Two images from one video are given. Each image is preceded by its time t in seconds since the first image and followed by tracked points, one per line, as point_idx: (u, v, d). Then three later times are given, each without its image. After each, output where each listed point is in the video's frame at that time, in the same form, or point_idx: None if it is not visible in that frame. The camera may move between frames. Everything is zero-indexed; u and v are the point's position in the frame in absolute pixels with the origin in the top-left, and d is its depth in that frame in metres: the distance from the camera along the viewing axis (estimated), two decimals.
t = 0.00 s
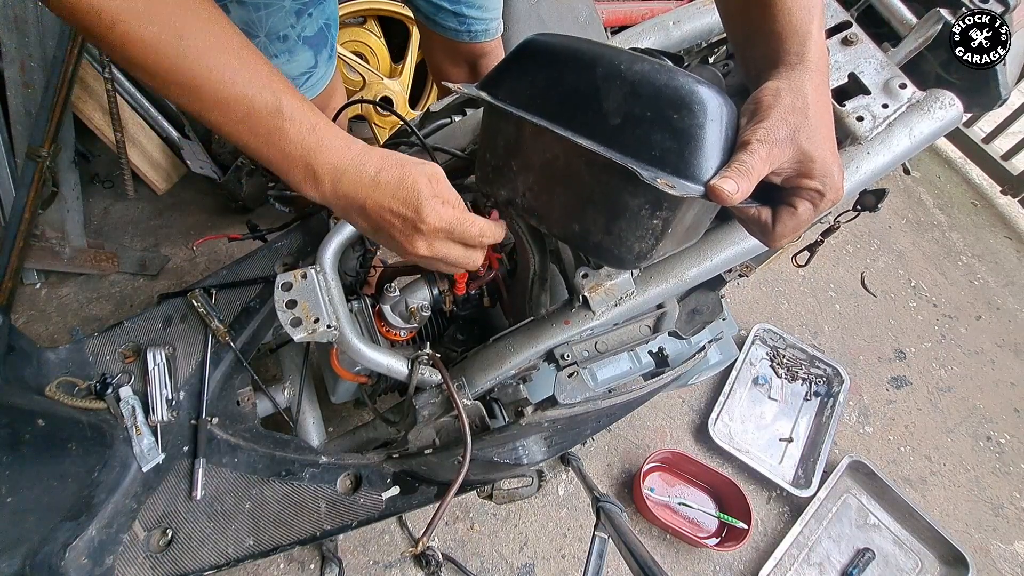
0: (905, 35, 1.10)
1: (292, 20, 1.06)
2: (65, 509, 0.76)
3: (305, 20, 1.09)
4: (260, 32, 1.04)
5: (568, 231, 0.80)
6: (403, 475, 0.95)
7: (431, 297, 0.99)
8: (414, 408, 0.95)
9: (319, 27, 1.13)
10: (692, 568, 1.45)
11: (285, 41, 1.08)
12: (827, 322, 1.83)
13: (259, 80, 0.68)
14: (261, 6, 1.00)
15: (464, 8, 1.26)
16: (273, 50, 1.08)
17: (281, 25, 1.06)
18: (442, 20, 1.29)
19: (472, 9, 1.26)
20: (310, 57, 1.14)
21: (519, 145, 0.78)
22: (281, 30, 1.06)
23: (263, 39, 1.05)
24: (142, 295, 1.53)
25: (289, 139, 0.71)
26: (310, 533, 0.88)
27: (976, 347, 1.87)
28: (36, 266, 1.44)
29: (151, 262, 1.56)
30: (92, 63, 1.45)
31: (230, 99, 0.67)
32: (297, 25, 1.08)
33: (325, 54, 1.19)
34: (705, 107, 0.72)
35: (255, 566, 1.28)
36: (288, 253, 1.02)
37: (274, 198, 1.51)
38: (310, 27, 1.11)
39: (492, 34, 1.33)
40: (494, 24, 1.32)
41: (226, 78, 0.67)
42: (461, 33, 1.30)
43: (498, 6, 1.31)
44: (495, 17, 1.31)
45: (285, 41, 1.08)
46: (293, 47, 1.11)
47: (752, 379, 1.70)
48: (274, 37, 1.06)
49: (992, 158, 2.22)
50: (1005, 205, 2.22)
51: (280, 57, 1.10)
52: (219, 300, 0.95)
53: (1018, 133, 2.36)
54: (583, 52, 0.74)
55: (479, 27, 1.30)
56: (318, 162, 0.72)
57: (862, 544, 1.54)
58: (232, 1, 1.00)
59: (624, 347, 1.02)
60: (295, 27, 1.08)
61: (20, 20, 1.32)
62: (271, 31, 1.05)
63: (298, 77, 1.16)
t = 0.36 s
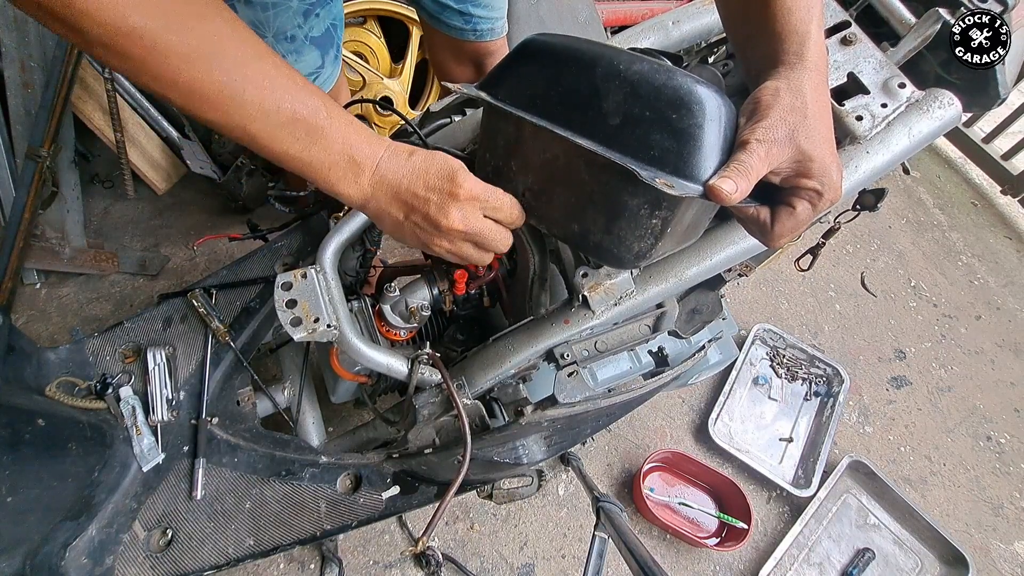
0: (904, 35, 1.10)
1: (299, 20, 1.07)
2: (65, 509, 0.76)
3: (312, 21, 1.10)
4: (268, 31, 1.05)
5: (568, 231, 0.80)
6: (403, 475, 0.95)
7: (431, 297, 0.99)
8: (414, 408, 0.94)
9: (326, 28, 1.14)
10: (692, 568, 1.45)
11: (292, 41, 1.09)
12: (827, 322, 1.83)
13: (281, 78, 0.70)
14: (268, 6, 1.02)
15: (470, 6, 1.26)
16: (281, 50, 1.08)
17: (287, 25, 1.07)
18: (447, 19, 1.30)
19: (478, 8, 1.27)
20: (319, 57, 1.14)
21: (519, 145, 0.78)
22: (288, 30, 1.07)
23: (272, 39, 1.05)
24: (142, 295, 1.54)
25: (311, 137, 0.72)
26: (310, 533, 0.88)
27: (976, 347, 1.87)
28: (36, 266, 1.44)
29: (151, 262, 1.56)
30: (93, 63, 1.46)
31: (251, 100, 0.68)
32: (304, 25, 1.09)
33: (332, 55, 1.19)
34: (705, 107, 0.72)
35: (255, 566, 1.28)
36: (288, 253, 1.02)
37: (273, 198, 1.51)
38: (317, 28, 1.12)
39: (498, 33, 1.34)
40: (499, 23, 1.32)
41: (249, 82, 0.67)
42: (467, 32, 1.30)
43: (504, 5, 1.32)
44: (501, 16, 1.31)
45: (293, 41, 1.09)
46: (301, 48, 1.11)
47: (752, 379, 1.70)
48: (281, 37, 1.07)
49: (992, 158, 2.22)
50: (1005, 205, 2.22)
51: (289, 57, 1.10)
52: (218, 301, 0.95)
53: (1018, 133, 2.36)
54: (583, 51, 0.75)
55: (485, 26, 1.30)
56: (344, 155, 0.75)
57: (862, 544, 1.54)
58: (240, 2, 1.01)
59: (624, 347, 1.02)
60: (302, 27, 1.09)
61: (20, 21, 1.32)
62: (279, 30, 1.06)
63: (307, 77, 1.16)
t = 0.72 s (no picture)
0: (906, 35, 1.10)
1: (327, 15, 1.16)
2: (65, 509, 0.75)
3: (338, 18, 1.18)
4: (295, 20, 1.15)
5: (568, 231, 0.79)
6: (403, 475, 0.95)
7: (431, 297, 0.99)
8: (414, 408, 0.94)
9: (353, 28, 1.23)
10: (692, 568, 1.45)
11: (317, 33, 1.18)
12: (828, 322, 1.83)
13: None
14: None
15: (495, 12, 1.31)
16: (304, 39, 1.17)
17: (315, 19, 1.16)
18: (471, 24, 1.34)
19: (502, 14, 1.31)
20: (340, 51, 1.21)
21: (519, 145, 0.78)
22: (314, 21, 1.16)
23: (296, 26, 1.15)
24: (143, 295, 1.54)
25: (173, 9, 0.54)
26: (310, 533, 0.88)
27: (976, 347, 1.87)
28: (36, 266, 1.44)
29: (151, 262, 1.56)
30: (93, 63, 1.45)
31: None
32: (330, 20, 1.17)
33: (355, 54, 1.26)
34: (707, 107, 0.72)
35: (255, 567, 1.28)
36: (288, 254, 1.01)
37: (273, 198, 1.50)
38: (343, 26, 1.20)
39: (517, 37, 1.38)
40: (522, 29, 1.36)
41: None
42: (489, 37, 1.35)
43: (528, 11, 1.35)
44: (524, 22, 1.35)
45: (317, 32, 1.18)
46: (324, 39, 1.19)
47: (752, 379, 1.70)
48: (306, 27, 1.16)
49: (992, 157, 2.22)
50: (1005, 205, 2.22)
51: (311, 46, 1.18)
52: (219, 300, 0.95)
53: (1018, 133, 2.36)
54: (584, 50, 0.75)
55: (507, 31, 1.35)
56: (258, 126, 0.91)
57: (862, 544, 1.54)
58: None
59: (624, 348, 1.02)
60: (327, 21, 1.17)
61: (20, 20, 1.31)
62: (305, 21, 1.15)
63: (326, 68, 1.23)
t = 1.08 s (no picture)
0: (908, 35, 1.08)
1: (360, 10, 1.08)
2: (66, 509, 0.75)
3: (373, 15, 1.10)
4: (326, 10, 1.08)
5: (568, 231, 0.79)
6: (403, 475, 0.95)
7: (431, 297, 0.99)
8: (414, 408, 0.93)
9: (389, 29, 1.14)
10: (692, 568, 1.45)
11: (347, 26, 1.09)
12: (827, 322, 1.83)
13: None
14: None
15: (517, 21, 1.22)
16: (331, 31, 1.09)
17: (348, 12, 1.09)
18: (493, 32, 1.25)
19: (525, 23, 1.22)
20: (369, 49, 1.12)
21: (520, 145, 0.78)
22: (346, 14, 1.08)
23: (327, 18, 1.08)
24: (143, 295, 1.53)
25: None
26: (310, 533, 0.88)
27: (976, 347, 1.87)
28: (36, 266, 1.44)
29: (152, 262, 1.56)
30: (93, 63, 1.45)
31: None
32: (364, 15, 1.09)
33: (386, 54, 1.16)
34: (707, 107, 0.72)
35: (256, 566, 1.28)
36: (288, 254, 1.01)
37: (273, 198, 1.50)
38: (376, 24, 1.11)
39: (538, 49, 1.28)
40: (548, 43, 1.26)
41: None
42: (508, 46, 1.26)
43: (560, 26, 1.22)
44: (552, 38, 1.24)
45: (347, 26, 1.09)
46: (354, 35, 1.10)
47: (752, 379, 1.70)
48: (337, 19, 1.08)
49: (992, 157, 2.22)
50: (1005, 204, 2.22)
51: (339, 39, 1.10)
52: (219, 300, 0.95)
53: (1018, 133, 2.36)
54: (584, 50, 0.75)
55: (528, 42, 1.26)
56: None
57: (862, 544, 1.54)
58: None
59: (624, 348, 1.02)
60: (361, 16, 1.09)
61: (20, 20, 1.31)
62: (336, 12, 1.08)
63: (350, 63, 1.13)
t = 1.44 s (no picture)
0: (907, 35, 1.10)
1: (352, 10, 1.10)
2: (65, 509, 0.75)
3: (363, 15, 1.12)
4: (318, 10, 1.08)
5: (568, 231, 0.79)
6: (403, 475, 0.95)
7: (431, 297, 0.99)
8: (414, 408, 0.93)
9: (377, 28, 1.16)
10: (692, 568, 1.45)
11: (338, 26, 1.10)
12: (827, 322, 1.83)
13: None
14: None
15: (525, 20, 1.23)
16: (324, 31, 1.10)
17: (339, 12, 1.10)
18: (499, 33, 1.26)
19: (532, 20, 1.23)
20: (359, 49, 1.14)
21: (520, 145, 0.78)
22: (337, 13, 1.09)
23: (319, 18, 1.09)
24: (143, 295, 1.53)
25: None
26: (310, 533, 0.88)
27: (976, 347, 1.87)
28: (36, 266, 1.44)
29: (152, 262, 1.56)
30: (93, 63, 1.45)
31: None
32: (355, 15, 1.11)
33: (374, 51, 1.19)
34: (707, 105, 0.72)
35: (256, 566, 1.28)
36: (288, 253, 1.01)
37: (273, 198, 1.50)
38: (367, 24, 1.13)
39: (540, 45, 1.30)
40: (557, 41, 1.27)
41: None
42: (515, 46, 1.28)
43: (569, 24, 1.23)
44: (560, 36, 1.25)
45: (339, 26, 1.10)
46: (346, 34, 1.12)
47: (752, 379, 1.70)
48: (329, 18, 1.09)
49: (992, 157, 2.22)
50: (1005, 204, 2.22)
51: (330, 39, 1.11)
52: (219, 300, 0.95)
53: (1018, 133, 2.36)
54: (584, 50, 0.75)
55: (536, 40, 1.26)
56: None
57: (862, 544, 1.54)
58: None
59: (624, 348, 1.02)
60: (352, 16, 1.10)
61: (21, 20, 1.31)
62: (328, 12, 1.09)
63: (342, 62, 1.15)
